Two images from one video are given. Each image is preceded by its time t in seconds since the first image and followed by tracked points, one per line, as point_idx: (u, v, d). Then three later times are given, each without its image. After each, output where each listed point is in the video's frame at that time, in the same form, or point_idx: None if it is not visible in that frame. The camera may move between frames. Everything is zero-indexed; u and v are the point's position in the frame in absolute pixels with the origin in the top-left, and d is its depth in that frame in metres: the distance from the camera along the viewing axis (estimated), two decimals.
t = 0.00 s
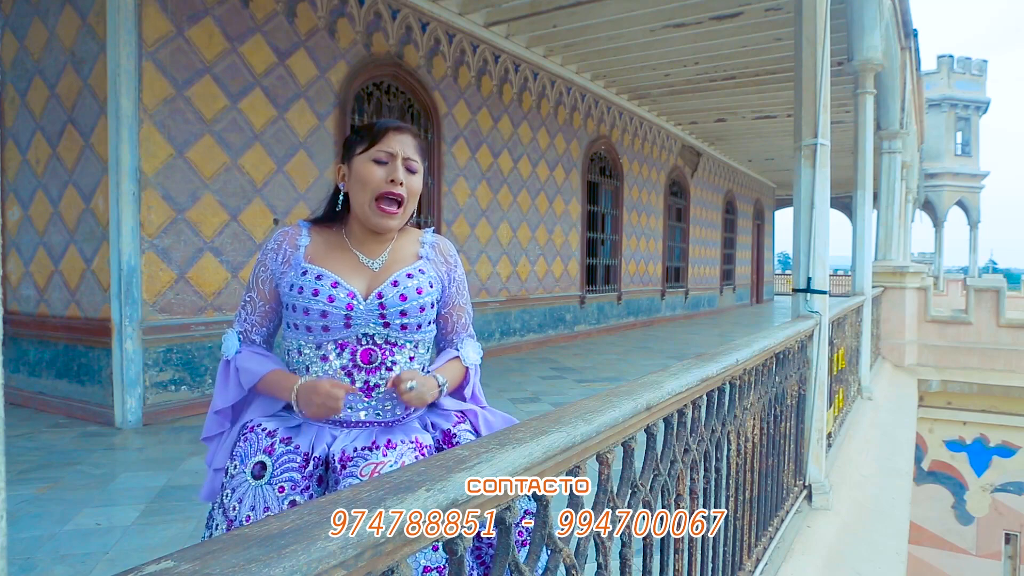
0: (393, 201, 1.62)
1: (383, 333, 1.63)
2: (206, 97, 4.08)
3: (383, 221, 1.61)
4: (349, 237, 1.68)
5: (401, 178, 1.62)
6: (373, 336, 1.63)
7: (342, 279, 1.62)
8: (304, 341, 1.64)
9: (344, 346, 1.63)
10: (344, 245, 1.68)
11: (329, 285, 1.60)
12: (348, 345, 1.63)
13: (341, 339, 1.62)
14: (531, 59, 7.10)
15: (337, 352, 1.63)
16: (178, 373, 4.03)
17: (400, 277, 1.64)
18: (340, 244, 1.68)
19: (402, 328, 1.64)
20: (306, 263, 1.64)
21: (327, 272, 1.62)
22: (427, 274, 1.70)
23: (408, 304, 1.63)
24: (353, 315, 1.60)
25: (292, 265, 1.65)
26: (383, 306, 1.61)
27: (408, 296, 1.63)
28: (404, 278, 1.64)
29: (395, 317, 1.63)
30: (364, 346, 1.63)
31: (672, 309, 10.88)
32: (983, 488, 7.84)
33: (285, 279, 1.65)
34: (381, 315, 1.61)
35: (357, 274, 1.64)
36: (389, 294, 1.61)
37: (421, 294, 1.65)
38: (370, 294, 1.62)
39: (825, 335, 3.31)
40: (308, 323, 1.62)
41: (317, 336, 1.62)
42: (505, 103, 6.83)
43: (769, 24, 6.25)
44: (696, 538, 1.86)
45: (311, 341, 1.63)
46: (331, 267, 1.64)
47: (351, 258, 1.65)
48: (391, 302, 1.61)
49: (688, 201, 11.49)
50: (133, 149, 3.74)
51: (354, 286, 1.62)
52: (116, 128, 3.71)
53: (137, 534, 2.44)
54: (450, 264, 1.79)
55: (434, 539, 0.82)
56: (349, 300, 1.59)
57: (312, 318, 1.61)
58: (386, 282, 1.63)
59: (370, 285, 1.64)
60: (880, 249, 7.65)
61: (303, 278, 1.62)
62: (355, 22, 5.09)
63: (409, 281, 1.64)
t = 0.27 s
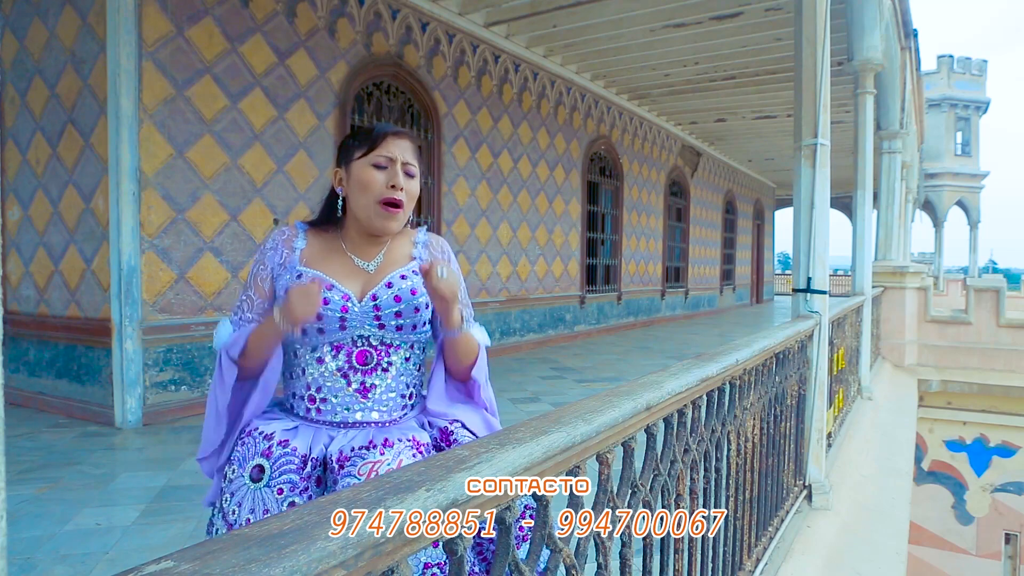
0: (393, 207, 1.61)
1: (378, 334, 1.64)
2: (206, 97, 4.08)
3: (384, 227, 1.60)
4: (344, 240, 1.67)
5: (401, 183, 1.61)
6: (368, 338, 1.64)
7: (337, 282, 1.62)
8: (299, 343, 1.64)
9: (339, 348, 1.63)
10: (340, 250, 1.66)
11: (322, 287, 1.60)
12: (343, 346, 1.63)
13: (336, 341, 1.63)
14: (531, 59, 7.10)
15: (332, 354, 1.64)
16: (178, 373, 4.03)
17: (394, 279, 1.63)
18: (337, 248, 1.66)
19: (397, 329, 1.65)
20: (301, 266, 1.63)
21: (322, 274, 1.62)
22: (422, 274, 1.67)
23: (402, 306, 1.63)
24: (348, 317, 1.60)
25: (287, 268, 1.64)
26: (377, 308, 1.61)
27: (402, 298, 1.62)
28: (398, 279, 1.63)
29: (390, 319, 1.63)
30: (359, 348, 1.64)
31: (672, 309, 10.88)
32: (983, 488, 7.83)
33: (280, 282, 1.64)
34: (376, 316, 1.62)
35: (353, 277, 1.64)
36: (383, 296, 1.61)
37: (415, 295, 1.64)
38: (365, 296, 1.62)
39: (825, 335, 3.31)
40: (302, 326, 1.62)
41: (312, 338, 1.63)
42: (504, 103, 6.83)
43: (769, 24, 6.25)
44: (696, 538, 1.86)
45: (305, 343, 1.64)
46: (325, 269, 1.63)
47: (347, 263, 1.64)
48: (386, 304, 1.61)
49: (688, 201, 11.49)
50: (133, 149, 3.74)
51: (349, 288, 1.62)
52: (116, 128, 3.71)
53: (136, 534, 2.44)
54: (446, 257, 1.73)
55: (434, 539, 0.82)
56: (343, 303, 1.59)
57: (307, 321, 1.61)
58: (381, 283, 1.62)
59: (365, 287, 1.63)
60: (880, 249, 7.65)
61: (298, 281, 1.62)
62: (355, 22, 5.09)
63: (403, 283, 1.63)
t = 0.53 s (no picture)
0: (392, 203, 1.63)
1: (377, 334, 1.64)
2: (206, 97, 4.08)
3: (384, 223, 1.62)
4: (344, 240, 1.69)
5: (398, 180, 1.63)
6: (366, 338, 1.64)
7: (336, 281, 1.63)
8: (298, 343, 1.65)
9: (337, 347, 1.63)
10: (340, 249, 1.68)
11: (322, 287, 1.61)
12: (341, 347, 1.63)
13: (335, 340, 1.62)
14: (531, 59, 7.10)
15: (331, 353, 1.63)
16: (178, 373, 4.03)
17: (392, 279, 1.64)
18: (337, 248, 1.68)
19: (396, 329, 1.65)
20: (301, 265, 1.65)
21: (322, 274, 1.63)
22: (420, 276, 1.70)
23: (400, 306, 1.63)
24: (347, 316, 1.60)
25: (287, 268, 1.66)
26: (376, 308, 1.61)
27: (401, 297, 1.63)
28: (396, 279, 1.65)
29: (389, 319, 1.63)
30: (357, 347, 1.64)
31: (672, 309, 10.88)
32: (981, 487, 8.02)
33: (280, 282, 1.67)
34: (374, 316, 1.62)
35: (353, 276, 1.65)
36: (382, 295, 1.61)
37: (414, 296, 1.66)
38: (364, 295, 1.62)
39: (825, 335, 3.32)
40: (302, 326, 1.63)
41: (311, 337, 1.63)
42: (504, 103, 6.83)
43: (769, 24, 6.25)
44: (696, 539, 1.87)
45: (305, 343, 1.64)
46: (325, 268, 1.65)
47: (347, 262, 1.66)
48: (384, 303, 1.62)
49: (688, 201, 11.49)
50: (133, 149, 3.74)
51: (348, 287, 1.63)
52: (116, 128, 3.71)
53: (136, 534, 2.44)
54: (442, 261, 1.79)
55: (432, 540, 0.83)
56: (342, 302, 1.60)
57: (306, 320, 1.62)
58: (380, 283, 1.63)
59: (364, 287, 1.64)
60: (880, 249, 7.64)
61: (297, 281, 1.63)
62: (355, 22, 5.09)
63: (401, 283, 1.65)
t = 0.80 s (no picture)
0: (388, 207, 1.63)
1: (375, 341, 1.64)
2: (206, 97, 4.08)
3: (381, 228, 1.63)
4: (343, 248, 1.70)
5: (394, 183, 1.63)
6: (365, 345, 1.64)
7: (334, 290, 1.63)
8: (297, 352, 1.65)
9: (336, 356, 1.63)
10: (339, 257, 1.69)
11: (319, 295, 1.61)
12: (340, 355, 1.63)
13: (334, 349, 1.62)
14: (530, 59, 7.10)
15: (330, 361, 1.63)
16: (178, 373, 4.03)
17: (390, 285, 1.64)
18: (336, 256, 1.69)
19: (394, 336, 1.65)
20: (299, 274, 1.65)
21: (319, 283, 1.63)
22: (417, 282, 1.70)
23: (398, 312, 1.64)
24: (345, 324, 1.60)
25: (285, 277, 1.66)
26: (374, 315, 1.61)
27: (398, 304, 1.63)
28: (393, 286, 1.65)
29: (387, 326, 1.63)
30: (357, 355, 1.64)
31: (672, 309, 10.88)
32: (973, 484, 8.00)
33: (278, 291, 1.67)
34: (372, 324, 1.62)
35: (351, 285, 1.65)
36: (379, 302, 1.62)
37: (411, 302, 1.66)
38: (361, 304, 1.62)
39: (825, 335, 3.31)
40: (300, 335, 1.63)
41: (310, 346, 1.62)
42: (504, 103, 6.83)
43: (769, 24, 6.25)
44: (696, 539, 1.87)
45: (303, 351, 1.64)
46: (324, 277, 1.65)
47: (345, 270, 1.66)
48: (382, 310, 1.62)
49: (688, 201, 11.49)
50: (133, 149, 3.74)
51: (345, 296, 1.63)
52: (116, 128, 3.71)
53: (136, 534, 2.44)
54: (441, 266, 1.79)
55: (432, 540, 0.83)
56: (340, 310, 1.60)
57: (304, 329, 1.61)
58: (377, 291, 1.63)
59: (362, 295, 1.64)
60: (880, 248, 7.64)
61: (294, 290, 1.63)
62: (355, 22, 5.09)
63: (399, 289, 1.65)
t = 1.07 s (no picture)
0: (387, 189, 1.63)
1: (379, 328, 1.64)
2: (206, 97, 4.08)
3: (381, 211, 1.63)
4: (345, 234, 1.69)
5: (391, 166, 1.63)
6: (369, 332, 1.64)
7: (339, 275, 1.63)
8: (301, 337, 1.66)
9: (340, 341, 1.64)
10: (341, 243, 1.68)
11: (325, 280, 1.61)
12: (344, 340, 1.64)
13: (338, 334, 1.63)
14: (531, 59, 7.10)
15: (334, 347, 1.64)
16: (178, 373, 4.03)
17: (395, 272, 1.64)
18: (339, 242, 1.69)
19: (398, 323, 1.65)
20: (304, 258, 1.66)
21: (324, 267, 1.63)
22: (422, 269, 1.69)
23: (403, 300, 1.63)
24: (350, 310, 1.60)
25: (290, 261, 1.67)
26: (379, 302, 1.61)
27: (403, 291, 1.63)
28: (399, 273, 1.64)
29: (392, 313, 1.63)
30: (361, 341, 1.64)
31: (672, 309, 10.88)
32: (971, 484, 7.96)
33: (283, 275, 1.67)
34: (377, 310, 1.61)
35: (355, 270, 1.65)
36: (385, 289, 1.61)
37: (416, 290, 1.66)
38: (367, 289, 1.62)
39: (825, 335, 3.31)
40: (304, 319, 1.63)
41: (314, 331, 1.63)
42: (504, 103, 6.82)
43: (769, 24, 6.25)
44: (695, 538, 1.86)
45: (307, 336, 1.64)
46: (327, 263, 1.65)
47: (349, 256, 1.66)
48: (387, 297, 1.61)
49: (688, 201, 11.49)
50: (133, 149, 3.74)
51: (351, 281, 1.63)
52: (116, 128, 3.71)
53: (136, 534, 2.44)
54: (444, 253, 1.78)
55: (432, 539, 0.83)
56: (345, 295, 1.60)
57: (309, 313, 1.62)
58: (382, 277, 1.63)
59: (367, 281, 1.64)
60: (880, 249, 7.63)
61: (300, 274, 1.63)
62: (355, 22, 5.09)
63: (404, 277, 1.64)
